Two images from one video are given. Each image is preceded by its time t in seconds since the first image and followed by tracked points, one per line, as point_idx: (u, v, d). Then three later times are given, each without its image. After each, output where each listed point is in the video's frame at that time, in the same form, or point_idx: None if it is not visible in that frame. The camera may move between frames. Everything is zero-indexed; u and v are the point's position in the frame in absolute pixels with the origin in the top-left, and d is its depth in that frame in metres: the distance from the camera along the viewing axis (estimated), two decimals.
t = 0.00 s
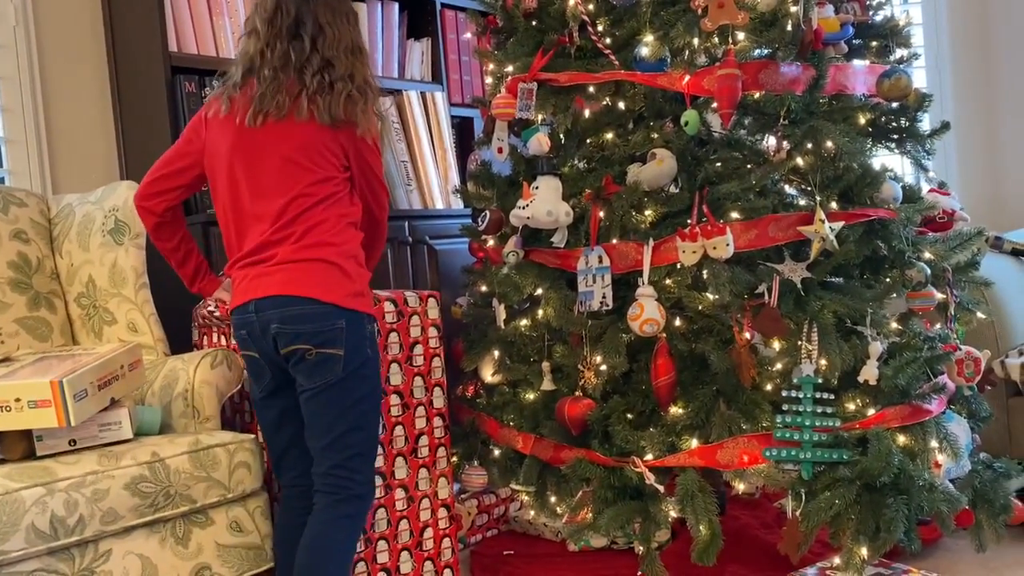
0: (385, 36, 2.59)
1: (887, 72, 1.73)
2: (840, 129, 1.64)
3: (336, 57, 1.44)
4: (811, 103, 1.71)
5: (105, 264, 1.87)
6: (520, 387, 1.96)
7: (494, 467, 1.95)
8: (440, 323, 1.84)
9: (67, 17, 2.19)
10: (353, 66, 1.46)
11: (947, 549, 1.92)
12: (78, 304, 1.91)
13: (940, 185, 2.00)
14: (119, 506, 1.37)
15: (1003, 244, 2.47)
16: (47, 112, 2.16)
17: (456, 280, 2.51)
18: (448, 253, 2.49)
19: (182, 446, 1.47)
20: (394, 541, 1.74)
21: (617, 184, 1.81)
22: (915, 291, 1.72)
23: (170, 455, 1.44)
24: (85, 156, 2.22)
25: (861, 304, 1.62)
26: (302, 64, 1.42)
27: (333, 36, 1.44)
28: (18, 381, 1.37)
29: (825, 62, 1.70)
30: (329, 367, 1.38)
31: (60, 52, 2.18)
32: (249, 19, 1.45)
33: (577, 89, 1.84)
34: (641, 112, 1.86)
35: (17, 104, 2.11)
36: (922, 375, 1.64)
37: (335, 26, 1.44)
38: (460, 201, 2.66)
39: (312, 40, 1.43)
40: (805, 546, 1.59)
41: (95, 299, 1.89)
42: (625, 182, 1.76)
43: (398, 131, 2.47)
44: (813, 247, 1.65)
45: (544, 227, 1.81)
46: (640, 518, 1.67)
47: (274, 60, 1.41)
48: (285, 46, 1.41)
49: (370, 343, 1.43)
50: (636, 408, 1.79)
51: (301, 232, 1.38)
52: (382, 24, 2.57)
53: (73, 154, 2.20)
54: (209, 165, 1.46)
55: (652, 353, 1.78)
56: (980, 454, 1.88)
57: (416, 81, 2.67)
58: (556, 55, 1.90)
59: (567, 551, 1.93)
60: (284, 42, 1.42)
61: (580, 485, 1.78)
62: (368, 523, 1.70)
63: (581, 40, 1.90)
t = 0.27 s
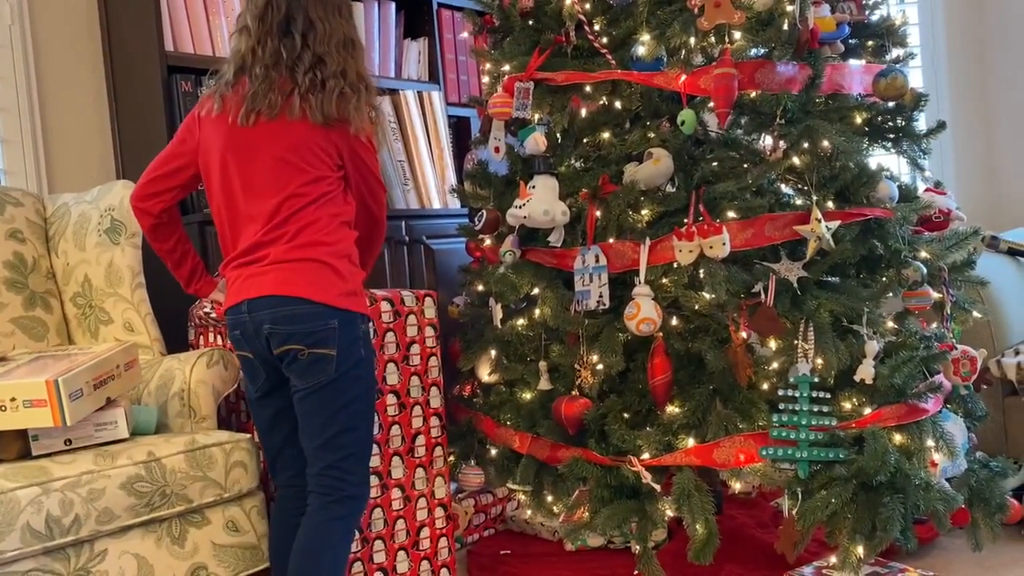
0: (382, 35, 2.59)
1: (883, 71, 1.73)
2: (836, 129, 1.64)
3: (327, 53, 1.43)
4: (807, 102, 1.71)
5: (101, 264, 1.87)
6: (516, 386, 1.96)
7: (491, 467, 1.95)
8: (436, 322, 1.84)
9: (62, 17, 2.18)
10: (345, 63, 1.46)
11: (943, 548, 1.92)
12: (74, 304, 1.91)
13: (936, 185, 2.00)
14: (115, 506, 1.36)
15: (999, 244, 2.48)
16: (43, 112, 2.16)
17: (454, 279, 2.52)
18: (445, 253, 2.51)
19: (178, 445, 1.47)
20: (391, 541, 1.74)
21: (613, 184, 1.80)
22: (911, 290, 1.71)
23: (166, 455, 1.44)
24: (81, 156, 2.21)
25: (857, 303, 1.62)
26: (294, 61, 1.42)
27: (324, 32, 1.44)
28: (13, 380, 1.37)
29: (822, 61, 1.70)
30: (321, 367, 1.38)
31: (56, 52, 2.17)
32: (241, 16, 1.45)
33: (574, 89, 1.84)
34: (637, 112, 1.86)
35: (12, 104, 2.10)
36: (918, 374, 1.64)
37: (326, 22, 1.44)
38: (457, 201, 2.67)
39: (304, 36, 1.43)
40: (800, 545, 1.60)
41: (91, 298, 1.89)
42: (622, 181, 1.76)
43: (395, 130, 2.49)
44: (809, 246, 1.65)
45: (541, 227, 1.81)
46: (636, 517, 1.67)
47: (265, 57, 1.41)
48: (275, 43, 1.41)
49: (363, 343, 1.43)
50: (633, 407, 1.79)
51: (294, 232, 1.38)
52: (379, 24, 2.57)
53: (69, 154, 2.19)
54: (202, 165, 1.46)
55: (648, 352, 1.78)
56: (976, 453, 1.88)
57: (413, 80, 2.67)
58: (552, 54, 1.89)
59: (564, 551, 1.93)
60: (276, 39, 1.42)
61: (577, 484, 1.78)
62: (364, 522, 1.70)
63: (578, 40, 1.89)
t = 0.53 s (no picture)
0: (378, 36, 2.59)
1: (880, 73, 1.73)
2: (832, 130, 1.65)
3: (319, 53, 1.43)
4: (804, 104, 1.71)
5: (97, 265, 1.86)
6: (513, 387, 1.96)
7: (488, 468, 1.95)
8: (433, 323, 1.84)
9: (58, 17, 2.17)
10: (338, 63, 1.45)
11: (939, 548, 1.92)
12: (70, 305, 1.91)
13: (931, 186, 2.01)
14: (110, 507, 1.36)
15: (995, 245, 2.48)
16: (39, 113, 2.15)
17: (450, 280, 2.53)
18: (442, 254, 2.51)
19: (175, 446, 1.47)
20: (387, 543, 1.74)
21: (610, 185, 1.80)
22: (907, 292, 1.71)
23: (162, 456, 1.44)
24: (77, 157, 2.21)
25: (853, 305, 1.62)
26: (286, 62, 1.41)
27: (316, 32, 1.43)
28: (9, 382, 1.37)
29: (819, 63, 1.70)
30: (317, 368, 1.37)
31: (52, 53, 2.17)
32: (233, 17, 1.45)
33: (571, 90, 1.84)
34: (634, 113, 1.86)
35: (8, 105, 2.09)
36: (914, 375, 1.64)
37: (318, 22, 1.44)
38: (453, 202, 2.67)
39: (295, 36, 1.42)
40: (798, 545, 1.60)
41: (87, 299, 1.89)
42: (618, 182, 1.76)
43: (391, 130, 2.49)
44: (805, 248, 1.64)
45: (537, 228, 1.81)
46: (633, 518, 1.67)
47: (257, 58, 1.41)
48: (266, 44, 1.41)
49: (359, 344, 1.43)
50: (629, 408, 1.79)
51: (288, 234, 1.38)
52: (375, 24, 2.57)
53: (65, 156, 2.19)
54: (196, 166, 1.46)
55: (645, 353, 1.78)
56: (971, 454, 1.89)
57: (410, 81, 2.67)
58: (548, 55, 1.89)
59: (560, 552, 1.93)
60: (268, 40, 1.42)
61: (573, 486, 1.78)
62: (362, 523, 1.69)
63: (574, 41, 1.90)
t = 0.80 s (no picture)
0: (375, 40, 2.60)
1: (875, 78, 1.75)
2: (828, 136, 1.64)
3: (313, 54, 1.41)
4: (800, 109, 1.72)
5: (95, 269, 1.87)
6: (511, 392, 1.96)
7: (485, 471, 1.95)
8: (430, 328, 1.83)
9: (55, 22, 2.18)
10: (332, 63, 1.43)
11: (935, 552, 1.93)
12: (68, 309, 1.91)
13: (927, 190, 2.01)
14: (109, 513, 1.36)
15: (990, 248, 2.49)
16: (36, 118, 2.15)
17: (447, 284, 2.53)
18: (438, 257, 2.50)
19: (173, 452, 1.47)
20: (385, 547, 1.74)
21: (608, 190, 1.81)
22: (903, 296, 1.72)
23: (160, 461, 1.44)
24: (75, 161, 2.21)
25: (849, 310, 1.63)
26: (279, 65, 1.40)
27: (310, 34, 1.42)
28: (7, 388, 1.37)
29: (815, 68, 1.69)
30: (317, 374, 1.37)
31: (49, 57, 2.17)
32: (229, 23, 1.45)
33: (567, 95, 1.84)
34: (630, 117, 1.87)
35: (5, 109, 2.09)
36: (909, 380, 1.65)
37: (312, 23, 1.42)
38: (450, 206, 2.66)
39: (289, 39, 1.41)
40: (794, 549, 1.61)
41: (84, 303, 1.88)
42: (615, 187, 1.77)
43: (387, 134, 2.51)
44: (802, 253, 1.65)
45: (534, 233, 1.80)
46: (631, 523, 1.67)
47: (250, 62, 1.40)
48: (258, 47, 1.40)
49: (359, 350, 1.43)
50: (627, 413, 1.79)
51: (284, 241, 1.38)
52: (372, 28, 2.57)
53: (63, 160, 2.19)
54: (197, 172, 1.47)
55: (642, 358, 1.79)
56: (967, 457, 1.89)
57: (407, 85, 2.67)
58: (546, 61, 1.90)
59: (558, 556, 1.93)
60: (261, 43, 1.41)
61: (570, 490, 1.80)
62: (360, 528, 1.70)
63: (571, 47, 1.90)
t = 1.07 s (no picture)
0: (373, 45, 2.59)
1: (874, 88, 1.75)
2: (826, 146, 1.65)
3: (312, 56, 1.39)
4: (798, 119, 1.71)
5: (91, 278, 1.86)
6: (508, 401, 1.95)
7: (482, 480, 1.95)
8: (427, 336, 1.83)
9: (51, 28, 2.17)
10: (331, 64, 1.41)
11: (932, 561, 1.93)
12: (63, 318, 1.90)
13: (924, 200, 2.01)
14: (105, 527, 1.36)
15: (987, 255, 2.49)
16: (32, 125, 2.15)
17: (445, 291, 2.53)
18: (436, 264, 2.51)
19: (169, 464, 1.46)
20: (381, 558, 1.74)
21: (605, 200, 1.80)
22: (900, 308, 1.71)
23: (157, 474, 1.43)
24: (71, 168, 2.20)
25: (848, 320, 1.62)
26: (277, 68, 1.39)
27: (310, 35, 1.40)
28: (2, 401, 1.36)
29: (813, 79, 1.70)
30: (311, 390, 1.37)
31: (45, 64, 2.16)
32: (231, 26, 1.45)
33: (565, 105, 1.84)
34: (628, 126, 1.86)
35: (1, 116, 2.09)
36: (906, 392, 1.65)
37: (312, 23, 1.41)
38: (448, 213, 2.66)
39: (288, 41, 1.39)
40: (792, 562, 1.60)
41: (80, 312, 1.88)
42: (613, 197, 1.76)
43: (386, 140, 2.51)
44: (799, 264, 1.65)
45: (532, 243, 1.81)
46: (629, 534, 1.67)
47: (248, 65, 1.39)
48: (257, 51, 1.39)
49: (355, 366, 1.42)
50: (624, 423, 1.79)
51: (283, 254, 1.38)
52: (370, 34, 2.57)
53: (59, 166, 2.18)
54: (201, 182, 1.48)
55: (640, 368, 1.78)
56: (964, 467, 1.89)
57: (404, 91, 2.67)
58: (543, 70, 1.89)
59: (555, 564, 1.93)
60: (261, 46, 1.39)
61: (568, 501, 1.79)
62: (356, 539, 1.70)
63: (569, 56, 1.90)
